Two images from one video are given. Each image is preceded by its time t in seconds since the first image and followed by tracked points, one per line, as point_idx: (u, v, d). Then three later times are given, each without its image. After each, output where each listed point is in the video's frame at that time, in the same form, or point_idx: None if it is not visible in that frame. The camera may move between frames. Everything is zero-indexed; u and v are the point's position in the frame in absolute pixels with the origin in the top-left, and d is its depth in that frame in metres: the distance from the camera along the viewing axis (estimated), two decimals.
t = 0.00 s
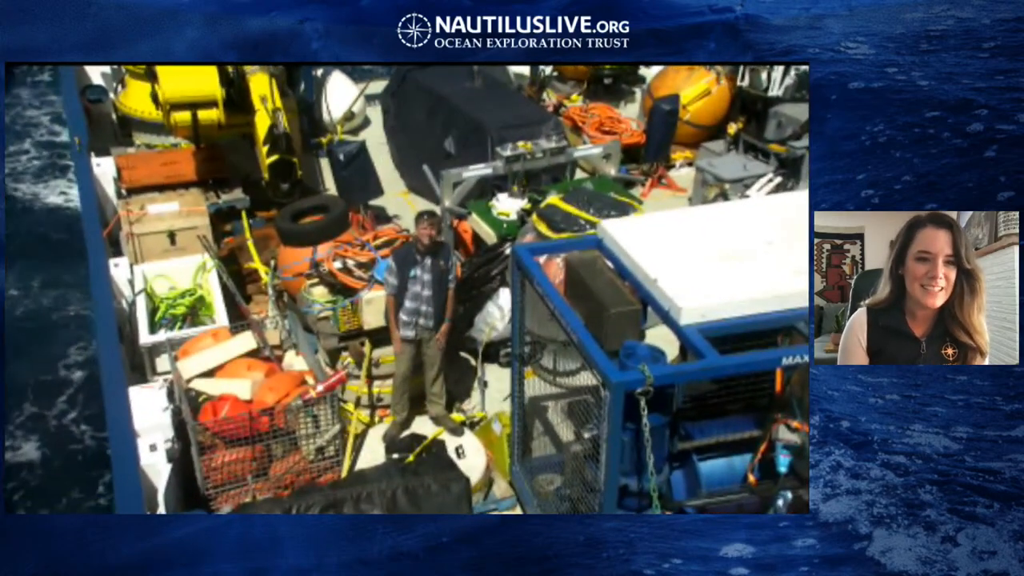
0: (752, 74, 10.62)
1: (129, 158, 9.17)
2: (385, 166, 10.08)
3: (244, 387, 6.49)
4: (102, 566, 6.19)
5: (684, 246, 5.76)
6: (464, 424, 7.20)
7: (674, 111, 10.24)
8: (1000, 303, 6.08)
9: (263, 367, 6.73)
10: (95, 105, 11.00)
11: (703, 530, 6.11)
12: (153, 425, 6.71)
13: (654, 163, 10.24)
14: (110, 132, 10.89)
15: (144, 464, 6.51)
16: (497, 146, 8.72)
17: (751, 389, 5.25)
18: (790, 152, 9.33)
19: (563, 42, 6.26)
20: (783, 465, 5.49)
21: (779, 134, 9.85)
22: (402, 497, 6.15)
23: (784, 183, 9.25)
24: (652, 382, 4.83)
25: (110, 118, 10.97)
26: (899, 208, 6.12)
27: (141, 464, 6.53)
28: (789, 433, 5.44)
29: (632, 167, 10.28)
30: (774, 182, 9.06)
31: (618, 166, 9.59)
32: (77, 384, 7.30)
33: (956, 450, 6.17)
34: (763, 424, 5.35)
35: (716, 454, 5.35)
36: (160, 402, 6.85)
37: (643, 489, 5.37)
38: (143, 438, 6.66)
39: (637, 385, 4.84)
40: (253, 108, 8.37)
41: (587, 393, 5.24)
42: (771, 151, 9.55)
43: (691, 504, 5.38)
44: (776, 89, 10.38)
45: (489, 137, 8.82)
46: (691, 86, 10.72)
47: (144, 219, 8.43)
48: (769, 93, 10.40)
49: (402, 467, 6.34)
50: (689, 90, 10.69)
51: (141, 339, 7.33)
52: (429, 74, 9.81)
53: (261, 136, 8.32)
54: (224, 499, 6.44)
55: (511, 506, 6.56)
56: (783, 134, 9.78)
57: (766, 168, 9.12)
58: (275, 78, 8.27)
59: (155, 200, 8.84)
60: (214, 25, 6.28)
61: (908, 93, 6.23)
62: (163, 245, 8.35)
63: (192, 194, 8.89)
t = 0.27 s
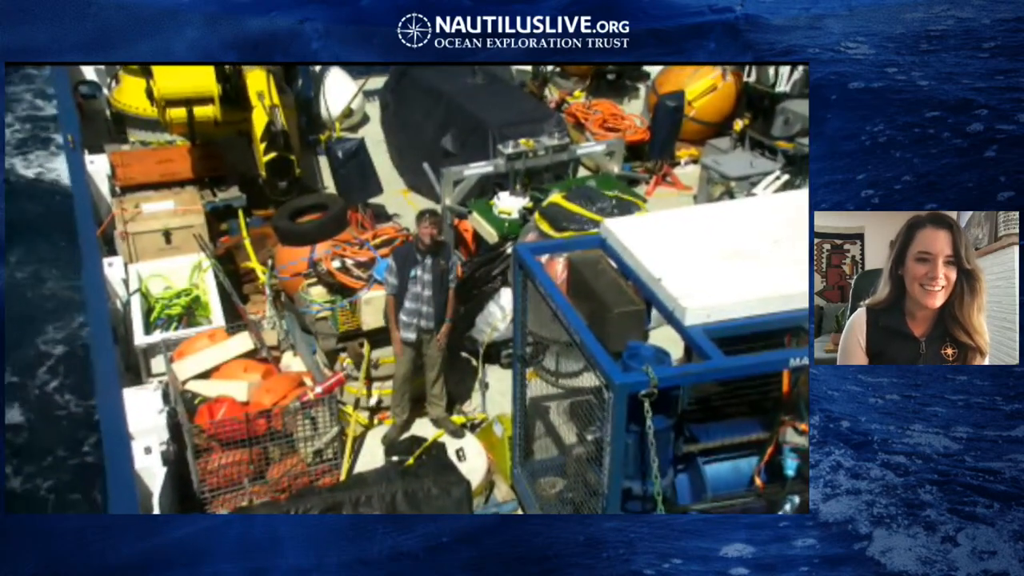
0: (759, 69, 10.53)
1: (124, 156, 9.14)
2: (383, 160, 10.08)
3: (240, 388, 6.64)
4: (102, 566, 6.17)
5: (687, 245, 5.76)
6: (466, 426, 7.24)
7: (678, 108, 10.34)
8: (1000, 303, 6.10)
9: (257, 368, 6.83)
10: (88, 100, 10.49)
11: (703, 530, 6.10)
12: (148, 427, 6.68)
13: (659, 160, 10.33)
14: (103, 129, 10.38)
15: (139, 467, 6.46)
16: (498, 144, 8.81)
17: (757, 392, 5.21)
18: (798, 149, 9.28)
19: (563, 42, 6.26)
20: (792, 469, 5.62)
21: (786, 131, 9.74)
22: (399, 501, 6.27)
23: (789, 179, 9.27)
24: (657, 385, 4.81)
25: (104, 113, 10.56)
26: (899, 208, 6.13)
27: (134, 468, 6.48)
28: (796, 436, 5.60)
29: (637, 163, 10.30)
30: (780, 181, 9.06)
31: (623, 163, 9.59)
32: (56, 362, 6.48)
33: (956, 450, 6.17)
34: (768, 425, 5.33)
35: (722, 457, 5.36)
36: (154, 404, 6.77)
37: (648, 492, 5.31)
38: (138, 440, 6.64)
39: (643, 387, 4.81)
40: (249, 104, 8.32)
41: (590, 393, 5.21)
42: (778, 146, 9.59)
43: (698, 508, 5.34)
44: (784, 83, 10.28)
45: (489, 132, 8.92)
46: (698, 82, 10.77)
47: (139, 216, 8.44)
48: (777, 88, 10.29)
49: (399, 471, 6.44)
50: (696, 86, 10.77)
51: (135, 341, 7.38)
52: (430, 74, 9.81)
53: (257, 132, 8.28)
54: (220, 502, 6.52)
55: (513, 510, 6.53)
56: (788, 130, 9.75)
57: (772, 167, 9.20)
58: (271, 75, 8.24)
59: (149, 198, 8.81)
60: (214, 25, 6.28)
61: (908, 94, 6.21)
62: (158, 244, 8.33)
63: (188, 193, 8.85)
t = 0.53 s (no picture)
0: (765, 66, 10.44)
1: (119, 154, 9.19)
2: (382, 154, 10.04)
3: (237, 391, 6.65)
4: (102, 566, 6.16)
5: (689, 244, 5.71)
6: (466, 428, 7.24)
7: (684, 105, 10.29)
8: (1000, 303, 6.08)
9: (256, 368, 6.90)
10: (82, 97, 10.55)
11: (703, 530, 6.10)
12: (143, 429, 6.67)
13: (663, 159, 10.27)
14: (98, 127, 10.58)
15: (134, 470, 6.37)
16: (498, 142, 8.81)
17: (765, 392, 5.20)
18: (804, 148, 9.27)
19: (563, 42, 6.25)
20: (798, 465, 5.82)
21: (792, 130, 9.69)
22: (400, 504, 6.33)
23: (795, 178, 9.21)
24: (660, 386, 4.79)
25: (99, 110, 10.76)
26: (899, 208, 6.13)
27: (130, 470, 6.44)
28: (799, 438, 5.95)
29: (640, 161, 10.22)
30: (786, 179, 9.02)
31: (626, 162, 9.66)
32: (39, 340, 6.43)
33: (956, 450, 6.17)
34: (773, 426, 5.34)
35: (727, 460, 5.33)
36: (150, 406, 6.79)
37: (651, 494, 5.34)
38: (134, 442, 6.59)
39: (645, 387, 4.80)
40: (248, 101, 8.33)
41: (592, 394, 5.21)
42: (785, 145, 9.58)
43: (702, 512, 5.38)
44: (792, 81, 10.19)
45: (490, 130, 8.91)
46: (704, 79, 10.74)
47: (135, 215, 8.48)
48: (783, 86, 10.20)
49: (397, 474, 6.52)
50: (702, 83, 10.74)
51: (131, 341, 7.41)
52: (429, 70, 9.72)
53: (256, 130, 8.31)
54: (218, 504, 6.48)
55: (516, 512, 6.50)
56: (795, 128, 9.68)
57: (779, 165, 9.16)
58: (267, 72, 8.20)
59: (145, 196, 8.87)
60: (214, 25, 6.27)
61: (908, 93, 6.22)
62: (156, 243, 8.33)
63: (184, 191, 8.93)
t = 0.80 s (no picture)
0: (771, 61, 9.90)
1: (113, 150, 9.14)
2: (382, 150, 9.76)
3: (236, 392, 6.68)
4: (102, 566, 6.17)
5: (692, 244, 5.70)
6: (467, 430, 7.20)
7: (687, 102, 10.38)
8: (1000, 303, 6.13)
9: (256, 370, 6.88)
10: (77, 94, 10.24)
11: (703, 529, 6.10)
12: (139, 432, 6.58)
13: (665, 158, 10.09)
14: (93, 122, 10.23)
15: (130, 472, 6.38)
16: (501, 140, 8.83)
17: (772, 394, 5.17)
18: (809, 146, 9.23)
19: (563, 42, 6.25)
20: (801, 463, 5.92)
21: (798, 127, 9.56)
22: (401, 505, 6.34)
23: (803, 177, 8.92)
24: (664, 386, 4.82)
25: (93, 107, 10.26)
26: (899, 208, 6.12)
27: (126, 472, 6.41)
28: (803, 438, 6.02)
29: (642, 159, 9.92)
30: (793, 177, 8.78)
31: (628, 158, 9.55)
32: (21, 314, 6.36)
33: (956, 450, 6.17)
34: (779, 429, 5.31)
35: (732, 463, 5.29)
36: (146, 408, 6.68)
37: (655, 498, 5.36)
38: (129, 445, 6.56)
39: (650, 388, 4.83)
40: (245, 99, 8.14)
41: (594, 394, 5.25)
42: (791, 142, 9.51)
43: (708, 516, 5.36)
44: (797, 78, 9.64)
45: (494, 128, 8.90)
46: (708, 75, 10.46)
47: (130, 215, 8.39)
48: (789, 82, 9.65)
49: (397, 476, 6.55)
50: (706, 79, 10.52)
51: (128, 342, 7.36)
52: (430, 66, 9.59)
53: (252, 130, 8.14)
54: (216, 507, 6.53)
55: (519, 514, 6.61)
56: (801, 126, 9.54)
57: (785, 162, 8.99)
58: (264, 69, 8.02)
59: (140, 195, 8.77)
60: (214, 25, 6.28)
61: (908, 94, 6.19)
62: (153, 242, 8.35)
63: (179, 189, 8.83)
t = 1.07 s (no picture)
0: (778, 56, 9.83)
1: (107, 148, 9.13)
2: (383, 146, 9.51)
3: (234, 393, 6.63)
4: (102, 566, 6.19)
5: (695, 243, 5.70)
6: (467, 432, 7.10)
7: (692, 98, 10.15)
8: (1000, 303, 6.14)
9: (253, 371, 6.78)
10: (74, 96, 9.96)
11: (703, 530, 6.10)
12: (134, 434, 6.43)
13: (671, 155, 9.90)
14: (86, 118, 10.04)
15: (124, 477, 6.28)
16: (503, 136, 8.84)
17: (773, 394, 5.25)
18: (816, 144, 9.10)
19: (563, 42, 6.25)
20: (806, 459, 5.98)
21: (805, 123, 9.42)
22: (400, 507, 6.45)
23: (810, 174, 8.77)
24: (669, 389, 4.83)
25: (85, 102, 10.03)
26: (898, 208, 6.13)
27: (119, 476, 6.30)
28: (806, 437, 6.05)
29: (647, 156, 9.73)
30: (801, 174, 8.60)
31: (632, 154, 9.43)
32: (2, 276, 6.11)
33: (956, 450, 6.18)
34: (785, 432, 5.43)
35: (736, 466, 5.38)
36: (141, 409, 6.51)
37: (660, 501, 5.42)
38: (124, 447, 6.38)
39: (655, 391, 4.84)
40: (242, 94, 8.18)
41: (597, 395, 5.25)
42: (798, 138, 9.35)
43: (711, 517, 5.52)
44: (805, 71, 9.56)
45: (493, 126, 8.92)
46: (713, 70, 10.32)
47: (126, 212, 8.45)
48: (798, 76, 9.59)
49: (398, 478, 6.65)
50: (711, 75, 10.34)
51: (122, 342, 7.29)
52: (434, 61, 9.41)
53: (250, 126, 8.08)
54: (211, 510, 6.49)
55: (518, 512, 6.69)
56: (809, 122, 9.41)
57: (792, 160, 8.86)
58: (261, 67, 7.99)
59: (135, 192, 8.77)
60: (214, 25, 6.28)
61: (908, 93, 6.19)
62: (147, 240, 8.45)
63: (174, 187, 8.83)
